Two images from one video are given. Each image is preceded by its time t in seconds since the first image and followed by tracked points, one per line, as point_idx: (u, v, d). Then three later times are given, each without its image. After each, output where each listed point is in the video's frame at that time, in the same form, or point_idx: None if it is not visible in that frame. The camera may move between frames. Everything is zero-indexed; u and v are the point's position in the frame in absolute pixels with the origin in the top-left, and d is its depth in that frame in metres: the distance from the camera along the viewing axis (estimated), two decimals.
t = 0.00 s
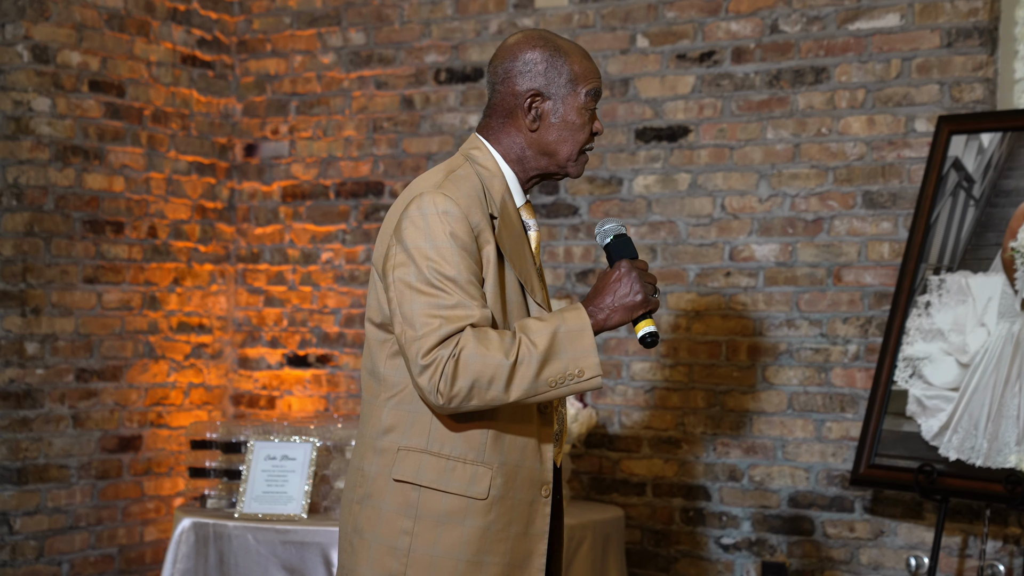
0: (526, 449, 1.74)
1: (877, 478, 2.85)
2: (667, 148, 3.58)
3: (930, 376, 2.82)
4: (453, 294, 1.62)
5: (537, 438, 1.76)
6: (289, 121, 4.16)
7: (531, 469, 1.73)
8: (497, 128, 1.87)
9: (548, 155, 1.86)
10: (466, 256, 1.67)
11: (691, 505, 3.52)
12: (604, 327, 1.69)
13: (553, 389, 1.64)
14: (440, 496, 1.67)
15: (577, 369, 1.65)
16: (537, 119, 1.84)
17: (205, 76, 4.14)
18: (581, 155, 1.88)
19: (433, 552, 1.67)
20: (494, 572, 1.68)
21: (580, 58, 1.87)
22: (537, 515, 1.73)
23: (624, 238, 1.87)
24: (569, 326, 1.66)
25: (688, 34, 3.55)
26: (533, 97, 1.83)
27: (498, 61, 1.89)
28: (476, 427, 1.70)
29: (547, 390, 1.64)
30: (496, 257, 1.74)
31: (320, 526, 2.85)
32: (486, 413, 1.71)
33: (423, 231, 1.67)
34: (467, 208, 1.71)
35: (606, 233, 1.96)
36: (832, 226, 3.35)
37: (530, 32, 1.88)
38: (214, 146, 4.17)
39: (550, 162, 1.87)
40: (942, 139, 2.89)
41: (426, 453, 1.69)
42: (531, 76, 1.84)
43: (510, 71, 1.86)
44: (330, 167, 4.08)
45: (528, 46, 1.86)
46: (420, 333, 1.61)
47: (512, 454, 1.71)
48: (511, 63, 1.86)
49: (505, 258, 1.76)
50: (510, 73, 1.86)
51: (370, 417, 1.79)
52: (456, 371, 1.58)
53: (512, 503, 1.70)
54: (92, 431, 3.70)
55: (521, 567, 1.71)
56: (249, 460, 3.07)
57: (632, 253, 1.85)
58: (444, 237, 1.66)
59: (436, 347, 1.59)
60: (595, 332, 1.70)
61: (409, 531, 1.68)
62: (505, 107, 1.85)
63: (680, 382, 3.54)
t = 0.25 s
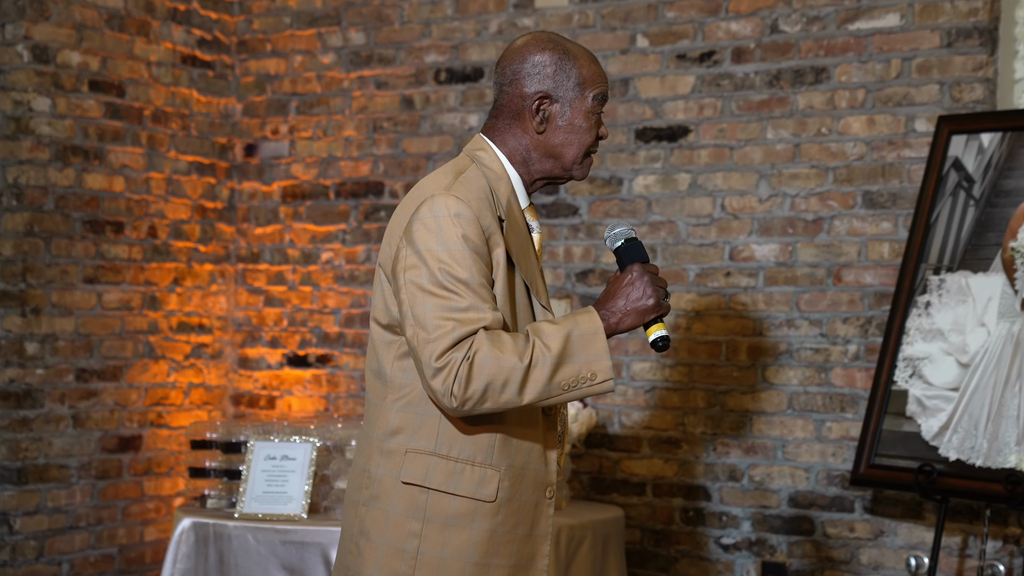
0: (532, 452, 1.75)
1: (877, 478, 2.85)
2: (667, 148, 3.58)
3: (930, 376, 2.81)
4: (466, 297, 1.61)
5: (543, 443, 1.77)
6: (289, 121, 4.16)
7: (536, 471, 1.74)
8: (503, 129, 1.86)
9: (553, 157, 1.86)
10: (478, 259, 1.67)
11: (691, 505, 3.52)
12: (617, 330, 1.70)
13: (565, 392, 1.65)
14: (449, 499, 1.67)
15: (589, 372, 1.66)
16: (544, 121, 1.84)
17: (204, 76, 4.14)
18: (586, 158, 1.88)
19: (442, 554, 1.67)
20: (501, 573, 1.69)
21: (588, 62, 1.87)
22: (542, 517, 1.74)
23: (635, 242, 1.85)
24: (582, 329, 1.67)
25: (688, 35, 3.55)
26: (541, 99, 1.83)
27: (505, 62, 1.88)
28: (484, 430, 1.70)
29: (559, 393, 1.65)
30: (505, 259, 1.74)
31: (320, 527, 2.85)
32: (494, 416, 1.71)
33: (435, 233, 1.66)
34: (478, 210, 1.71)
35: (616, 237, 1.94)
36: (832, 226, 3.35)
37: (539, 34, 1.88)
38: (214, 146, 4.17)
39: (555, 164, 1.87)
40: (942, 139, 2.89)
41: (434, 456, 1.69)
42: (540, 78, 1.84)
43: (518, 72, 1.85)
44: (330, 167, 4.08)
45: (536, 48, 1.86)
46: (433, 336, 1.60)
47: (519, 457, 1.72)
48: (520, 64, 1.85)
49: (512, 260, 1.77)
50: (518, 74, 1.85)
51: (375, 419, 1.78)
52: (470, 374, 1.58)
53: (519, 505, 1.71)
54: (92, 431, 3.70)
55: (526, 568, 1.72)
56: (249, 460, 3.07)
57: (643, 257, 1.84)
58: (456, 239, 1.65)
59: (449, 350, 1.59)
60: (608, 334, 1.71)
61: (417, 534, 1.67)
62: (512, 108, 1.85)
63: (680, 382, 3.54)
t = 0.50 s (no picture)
0: (535, 453, 1.75)
1: (876, 478, 2.85)
2: (667, 148, 3.58)
3: (930, 376, 2.82)
4: (469, 297, 1.61)
5: (546, 444, 1.78)
6: (289, 121, 4.16)
7: (539, 471, 1.75)
8: (504, 129, 1.86)
9: (553, 157, 1.86)
10: (480, 259, 1.67)
11: (691, 505, 3.52)
12: (619, 331, 1.71)
13: (568, 393, 1.65)
14: (452, 499, 1.67)
15: (592, 373, 1.66)
16: (544, 121, 1.84)
17: (204, 76, 4.14)
18: (586, 158, 1.88)
19: (445, 555, 1.67)
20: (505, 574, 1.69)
21: (588, 62, 1.87)
22: (545, 516, 1.75)
23: (637, 243, 1.87)
24: (585, 330, 1.67)
25: (688, 34, 3.55)
26: (541, 99, 1.83)
27: (506, 62, 1.88)
28: (487, 431, 1.70)
29: (562, 394, 1.65)
30: (507, 259, 1.74)
31: (320, 527, 2.85)
32: (497, 417, 1.71)
33: (437, 234, 1.66)
34: (480, 210, 1.71)
35: (617, 237, 1.94)
36: (832, 226, 3.36)
37: (540, 34, 1.87)
38: (214, 146, 4.17)
39: (555, 164, 1.87)
40: (942, 139, 2.89)
41: (437, 457, 1.69)
42: (540, 78, 1.84)
43: (518, 72, 1.85)
44: (330, 167, 4.08)
45: (537, 49, 1.86)
46: (435, 337, 1.60)
47: (522, 457, 1.72)
48: (520, 64, 1.85)
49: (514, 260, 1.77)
50: (519, 74, 1.85)
51: (377, 419, 1.78)
52: (473, 375, 1.58)
53: (522, 505, 1.71)
54: (92, 431, 3.70)
55: (530, 568, 1.72)
56: (249, 460, 3.07)
57: (645, 257, 1.85)
58: (458, 240, 1.65)
59: (452, 351, 1.59)
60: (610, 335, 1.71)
61: (421, 535, 1.67)
62: (512, 108, 1.85)
63: (680, 382, 3.54)
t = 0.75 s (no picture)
0: (537, 451, 1.75)
1: (876, 478, 2.85)
2: (667, 148, 3.58)
3: (930, 376, 2.82)
4: (467, 297, 1.61)
5: (547, 443, 1.78)
6: (289, 121, 4.16)
7: (540, 469, 1.75)
8: (499, 128, 1.86)
9: (550, 155, 1.86)
10: (478, 258, 1.67)
11: (691, 505, 3.52)
12: (619, 330, 1.71)
13: (567, 391, 1.65)
14: (453, 499, 1.67)
15: (591, 372, 1.66)
16: (540, 119, 1.84)
17: (204, 76, 4.14)
18: (582, 155, 1.88)
19: (447, 554, 1.67)
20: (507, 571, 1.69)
21: (583, 59, 1.86)
22: (546, 514, 1.75)
23: (637, 243, 1.87)
24: (585, 329, 1.67)
25: (688, 34, 3.55)
26: (536, 97, 1.83)
27: (500, 60, 1.88)
28: (488, 430, 1.70)
29: (562, 393, 1.65)
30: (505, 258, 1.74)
31: (320, 527, 2.85)
32: (498, 416, 1.71)
33: (434, 234, 1.66)
34: (477, 209, 1.71)
35: (618, 237, 1.94)
36: (832, 226, 3.36)
37: (534, 32, 1.87)
38: (214, 146, 4.17)
39: (552, 162, 1.87)
40: (942, 139, 2.89)
41: (438, 456, 1.69)
42: (535, 76, 1.84)
43: (513, 70, 1.85)
44: (330, 167, 4.08)
45: (531, 46, 1.85)
46: (434, 337, 1.60)
47: (523, 455, 1.73)
48: (514, 62, 1.85)
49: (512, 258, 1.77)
50: (513, 72, 1.85)
51: (378, 420, 1.78)
52: (472, 374, 1.58)
53: (523, 503, 1.71)
54: (92, 431, 3.70)
55: (532, 565, 1.73)
56: (249, 460, 3.07)
57: (645, 256, 1.86)
58: (456, 239, 1.65)
59: (451, 350, 1.59)
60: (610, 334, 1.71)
61: (423, 534, 1.67)
62: (507, 107, 1.85)
63: (680, 382, 3.54)
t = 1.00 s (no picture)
0: (533, 444, 1.74)
1: (876, 478, 2.85)
2: (667, 148, 3.58)
3: (930, 376, 2.82)
4: (459, 294, 1.62)
5: (544, 437, 1.77)
6: (289, 121, 4.16)
7: (538, 460, 1.74)
8: (468, 121, 1.89)
9: (520, 144, 1.87)
10: (464, 255, 1.67)
11: (691, 504, 3.52)
12: (618, 316, 1.70)
13: (572, 381, 1.65)
14: (452, 495, 1.67)
15: (594, 360, 1.65)
16: (506, 107, 1.86)
17: (204, 76, 4.14)
18: (553, 141, 1.89)
19: (449, 550, 1.67)
20: (509, 564, 1.69)
21: (545, 45, 1.88)
22: (548, 503, 1.74)
23: (628, 227, 1.88)
24: (583, 318, 1.66)
25: (688, 34, 3.55)
26: (500, 85, 1.85)
27: (464, 54, 1.91)
28: (482, 426, 1.70)
29: (566, 383, 1.65)
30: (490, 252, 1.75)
31: (321, 527, 2.85)
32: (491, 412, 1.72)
33: (418, 237, 1.67)
34: (456, 207, 1.72)
35: (609, 223, 1.94)
36: (832, 226, 3.36)
37: (494, 23, 1.90)
38: (214, 146, 4.17)
39: (524, 150, 1.88)
40: (942, 139, 2.89)
41: (434, 453, 1.69)
42: (498, 65, 1.86)
43: (476, 62, 1.88)
44: (330, 167, 4.08)
45: (493, 36, 1.88)
46: (432, 338, 1.60)
47: (520, 447, 1.72)
48: (477, 53, 1.88)
49: (497, 252, 1.78)
50: (477, 63, 1.87)
51: (377, 424, 1.79)
52: (475, 371, 1.58)
53: (522, 495, 1.71)
54: (92, 431, 3.70)
55: (536, 556, 1.72)
56: (249, 460, 3.07)
57: (638, 241, 1.86)
58: (440, 239, 1.66)
59: (451, 350, 1.59)
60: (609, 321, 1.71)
61: (423, 532, 1.68)
62: (474, 99, 1.87)
63: (680, 382, 3.54)
